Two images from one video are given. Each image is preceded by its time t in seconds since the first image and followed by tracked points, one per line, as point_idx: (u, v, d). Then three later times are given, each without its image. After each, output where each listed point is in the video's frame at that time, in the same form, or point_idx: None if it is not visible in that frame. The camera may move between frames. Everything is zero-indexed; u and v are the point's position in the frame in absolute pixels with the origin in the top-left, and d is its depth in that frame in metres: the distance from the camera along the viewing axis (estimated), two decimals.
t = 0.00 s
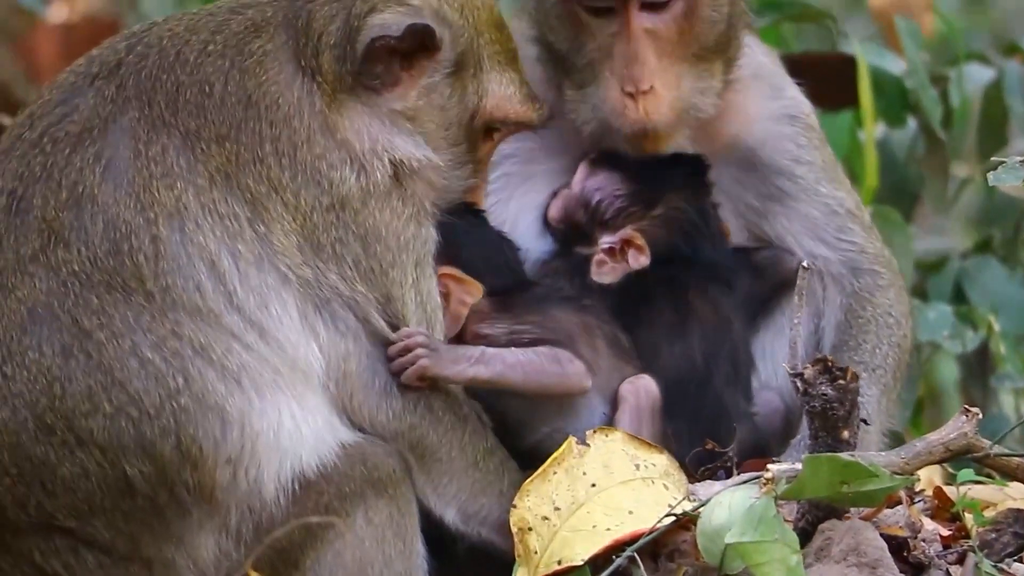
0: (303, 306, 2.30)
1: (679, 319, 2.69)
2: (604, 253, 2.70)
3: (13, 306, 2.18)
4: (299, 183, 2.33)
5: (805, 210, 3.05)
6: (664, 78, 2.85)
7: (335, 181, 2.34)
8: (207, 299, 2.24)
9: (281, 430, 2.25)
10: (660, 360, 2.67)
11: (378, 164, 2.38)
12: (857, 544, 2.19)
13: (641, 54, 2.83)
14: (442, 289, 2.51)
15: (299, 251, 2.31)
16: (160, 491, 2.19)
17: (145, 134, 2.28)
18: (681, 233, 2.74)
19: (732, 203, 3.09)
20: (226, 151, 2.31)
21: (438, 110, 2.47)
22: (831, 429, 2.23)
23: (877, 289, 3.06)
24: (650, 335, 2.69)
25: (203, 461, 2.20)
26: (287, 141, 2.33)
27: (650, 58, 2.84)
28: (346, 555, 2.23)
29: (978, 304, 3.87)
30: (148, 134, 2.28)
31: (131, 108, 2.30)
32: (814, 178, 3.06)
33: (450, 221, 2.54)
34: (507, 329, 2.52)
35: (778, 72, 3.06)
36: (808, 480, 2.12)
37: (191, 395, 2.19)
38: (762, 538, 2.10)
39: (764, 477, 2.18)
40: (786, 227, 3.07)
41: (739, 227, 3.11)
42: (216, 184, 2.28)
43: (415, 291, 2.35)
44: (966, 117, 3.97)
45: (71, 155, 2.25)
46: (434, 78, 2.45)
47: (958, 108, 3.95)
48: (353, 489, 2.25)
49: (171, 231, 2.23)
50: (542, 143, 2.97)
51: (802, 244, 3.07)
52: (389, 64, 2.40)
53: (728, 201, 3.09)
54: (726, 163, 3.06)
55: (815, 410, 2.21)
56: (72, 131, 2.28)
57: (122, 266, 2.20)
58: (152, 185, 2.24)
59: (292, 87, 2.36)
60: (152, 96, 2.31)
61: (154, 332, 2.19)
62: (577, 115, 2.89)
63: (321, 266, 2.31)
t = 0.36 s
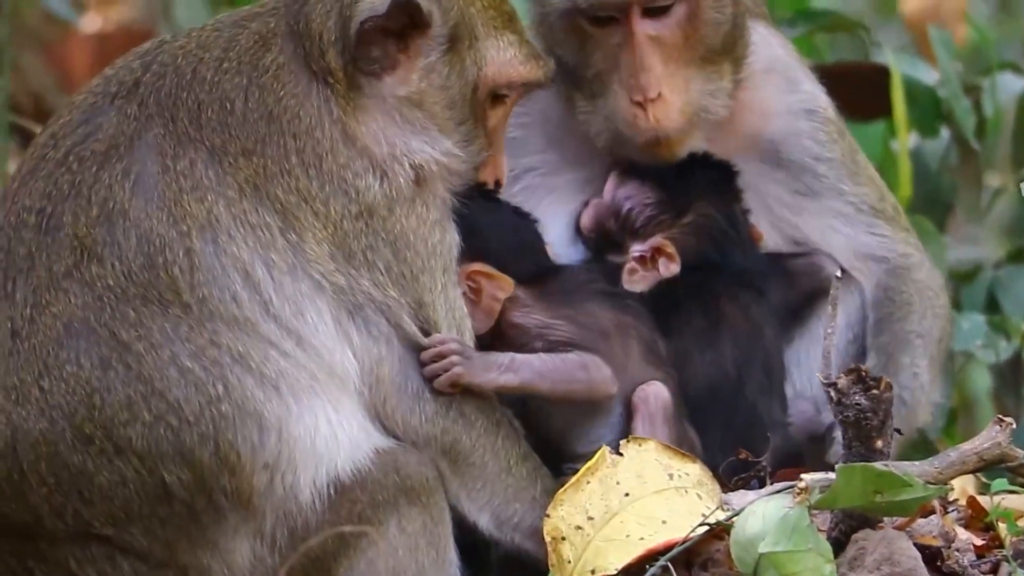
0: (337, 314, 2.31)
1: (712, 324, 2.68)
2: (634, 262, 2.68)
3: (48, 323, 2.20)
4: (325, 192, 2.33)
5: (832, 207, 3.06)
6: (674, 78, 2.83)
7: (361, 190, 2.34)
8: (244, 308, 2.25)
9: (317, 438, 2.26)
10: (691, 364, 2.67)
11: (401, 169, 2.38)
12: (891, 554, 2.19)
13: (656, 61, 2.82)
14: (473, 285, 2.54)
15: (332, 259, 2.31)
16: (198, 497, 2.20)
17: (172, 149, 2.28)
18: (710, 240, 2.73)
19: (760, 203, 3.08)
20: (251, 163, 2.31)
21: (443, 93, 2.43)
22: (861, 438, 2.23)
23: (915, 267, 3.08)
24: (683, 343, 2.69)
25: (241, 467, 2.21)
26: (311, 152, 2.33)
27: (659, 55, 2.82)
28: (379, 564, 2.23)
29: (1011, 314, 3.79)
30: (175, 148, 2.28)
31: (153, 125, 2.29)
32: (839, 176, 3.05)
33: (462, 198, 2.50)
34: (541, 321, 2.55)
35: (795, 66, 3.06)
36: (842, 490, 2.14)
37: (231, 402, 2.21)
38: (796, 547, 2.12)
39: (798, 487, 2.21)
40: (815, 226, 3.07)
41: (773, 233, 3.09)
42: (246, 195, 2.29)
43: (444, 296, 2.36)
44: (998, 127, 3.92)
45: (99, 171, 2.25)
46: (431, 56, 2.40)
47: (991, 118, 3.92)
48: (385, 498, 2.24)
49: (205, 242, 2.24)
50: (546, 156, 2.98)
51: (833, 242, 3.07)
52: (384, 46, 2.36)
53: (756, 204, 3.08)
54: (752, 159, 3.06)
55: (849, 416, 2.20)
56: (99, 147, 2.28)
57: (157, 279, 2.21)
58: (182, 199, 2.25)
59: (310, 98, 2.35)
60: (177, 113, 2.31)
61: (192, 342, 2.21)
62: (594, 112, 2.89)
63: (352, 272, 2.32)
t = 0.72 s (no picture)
0: (366, 330, 3.03)
1: (660, 330, 3.39)
2: (601, 268, 3.45)
3: (143, 334, 2.85)
4: (359, 236, 3.07)
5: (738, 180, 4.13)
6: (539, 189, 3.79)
7: (388, 235, 3.10)
8: (295, 324, 2.94)
9: (350, 424, 2.95)
10: (641, 364, 3.40)
11: (420, 222, 3.14)
12: (788, 511, 2.90)
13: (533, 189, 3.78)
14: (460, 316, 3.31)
15: (363, 287, 3.05)
16: (258, 467, 2.85)
17: (241, 202, 2.99)
18: (662, 258, 3.46)
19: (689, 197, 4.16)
20: (302, 213, 3.04)
21: (452, 167, 3.22)
22: (767, 421, 2.91)
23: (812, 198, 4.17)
24: (633, 348, 3.42)
25: (291, 445, 2.88)
26: (349, 207, 3.08)
27: (525, 178, 3.77)
28: (396, 520, 2.89)
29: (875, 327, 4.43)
30: (242, 202, 2.99)
31: (227, 184, 3.01)
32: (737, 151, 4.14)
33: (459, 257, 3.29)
34: (509, 337, 3.27)
35: (686, 81, 4.18)
36: (751, 462, 2.80)
37: (284, 395, 2.88)
38: (716, 505, 2.78)
39: (717, 459, 2.88)
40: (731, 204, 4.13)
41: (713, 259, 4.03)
42: (297, 238, 3.00)
43: (447, 317, 3.10)
44: (872, 185, 4.49)
45: (185, 219, 2.95)
46: (447, 139, 3.20)
47: (865, 179, 4.47)
48: (402, 469, 2.93)
49: (265, 274, 2.94)
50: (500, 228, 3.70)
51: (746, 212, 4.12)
52: (411, 129, 3.17)
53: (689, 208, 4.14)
54: (674, 165, 4.18)
55: (756, 407, 2.90)
56: (184, 201, 2.98)
57: (229, 301, 2.90)
58: (248, 239, 2.95)
59: (350, 165, 3.12)
60: (246, 174, 3.04)
61: (255, 349, 2.88)
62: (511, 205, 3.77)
63: (380, 298, 3.05)
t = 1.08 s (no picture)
0: (389, 337, 3.48)
1: (641, 335, 3.85)
2: (593, 276, 3.94)
3: (198, 342, 3.31)
4: (382, 255, 3.53)
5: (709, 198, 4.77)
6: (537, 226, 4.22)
7: (407, 256, 3.55)
8: (327, 333, 3.39)
9: (375, 419, 3.39)
10: (625, 364, 3.85)
11: (436, 244, 3.60)
12: (754, 492, 3.37)
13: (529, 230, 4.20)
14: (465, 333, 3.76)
15: (385, 301, 3.50)
16: (294, 456, 3.28)
17: (281, 228, 3.47)
18: (646, 268, 3.98)
19: (669, 215, 4.77)
20: (333, 236, 3.51)
21: (463, 197, 3.70)
22: (735, 414, 3.38)
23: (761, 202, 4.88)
24: (616, 350, 3.88)
25: (324, 437, 3.31)
26: (374, 230, 3.54)
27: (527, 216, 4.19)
28: (416, 500, 3.36)
29: (834, 333, 5.23)
30: (282, 228, 3.47)
31: (269, 212, 3.50)
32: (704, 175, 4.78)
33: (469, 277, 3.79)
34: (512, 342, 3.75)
35: (658, 118, 4.79)
36: (721, 449, 3.23)
37: (318, 394, 3.32)
38: (690, 487, 3.17)
39: (692, 448, 3.31)
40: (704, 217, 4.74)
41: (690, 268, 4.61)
42: (329, 258, 3.47)
43: (458, 326, 3.57)
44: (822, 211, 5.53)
45: (233, 243, 3.44)
46: (460, 173, 3.68)
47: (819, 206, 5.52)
48: (420, 458, 3.39)
49: (301, 290, 3.40)
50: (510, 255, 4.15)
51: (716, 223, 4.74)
52: (429, 163, 3.64)
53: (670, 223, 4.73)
54: (657, 192, 4.77)
55: (726, 403, 3.39)
56: (231, 227, 3.47)
57: (270, 314, 3.36)
58: (287, 260, 3.43)
59: (375, 195, 3.59)
60: (286, 203, 3.52)
61: (293, 355, 3.33)
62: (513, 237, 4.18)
63: (400, 310, 3.50)
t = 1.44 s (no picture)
0: (393, 341, 3.49)
1: (645, 337, 3.93)
2: (593, 279, 4.04)
3: (203, 346, 3.33)
4: (387, 261, 3.55)
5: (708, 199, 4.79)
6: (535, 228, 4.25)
7: (413, 263, 3.57)
8: (331, 338, 3.40)
9: (380, 423, 3.39)
10: (630, 367, 3.91)
11: (443, 251, 3.62)
12: (756, 495, 3.39)
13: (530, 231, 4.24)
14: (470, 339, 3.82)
15: (389, 307, 3.52)
16: (298, 461, 3.29)
17: (287, 233, 3.50)
18: (644, 271, 4.07)
19: (670, 217, 4.80)
20: (340, 241, 3.53)
21: (473, 209, 3.76)
22: (738, 418, 3.40)
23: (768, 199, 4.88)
24: (621, 353, 3.93)
25: (329, 442, 3.32)
26: (380, 236, 3.57)
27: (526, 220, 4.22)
28: (421, 502, 3.37)
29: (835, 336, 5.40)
30: (289, 234, 3.50)
31: (277, 218, 3.53)
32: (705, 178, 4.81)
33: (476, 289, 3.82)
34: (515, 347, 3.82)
35: (657, 124, 4.82)
36: (724, 451, 3.23)
37: (322, 399, 3.32)
38: (694, 489, 3.15)
39: (695, 450, 3.31)
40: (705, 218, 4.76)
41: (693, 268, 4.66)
42: (333, 264, 3.49)
43: (461, 331, 3.56)
44: (825, 217, 5.62)
45: (239, 248, 3.47)
46: (470, 186, 3.75)
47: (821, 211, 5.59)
48: (425, 462, 3.40)
49: (306, 296, 3.42)
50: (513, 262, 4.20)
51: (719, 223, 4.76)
52: (440, 175, 3.70)
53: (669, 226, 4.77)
54: (657, 197, 4.80)
55: (728, 406, 3.39)
56: (238, 232, 3.50)
57: (275, 319, 3.38)
58: (293, 265, 3.44)
59: (383, 203, 3.62)
60: (294, 209, 3.55)
61: (298, 359, 3.33)
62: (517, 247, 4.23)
63: (405, 316, 3.52)
